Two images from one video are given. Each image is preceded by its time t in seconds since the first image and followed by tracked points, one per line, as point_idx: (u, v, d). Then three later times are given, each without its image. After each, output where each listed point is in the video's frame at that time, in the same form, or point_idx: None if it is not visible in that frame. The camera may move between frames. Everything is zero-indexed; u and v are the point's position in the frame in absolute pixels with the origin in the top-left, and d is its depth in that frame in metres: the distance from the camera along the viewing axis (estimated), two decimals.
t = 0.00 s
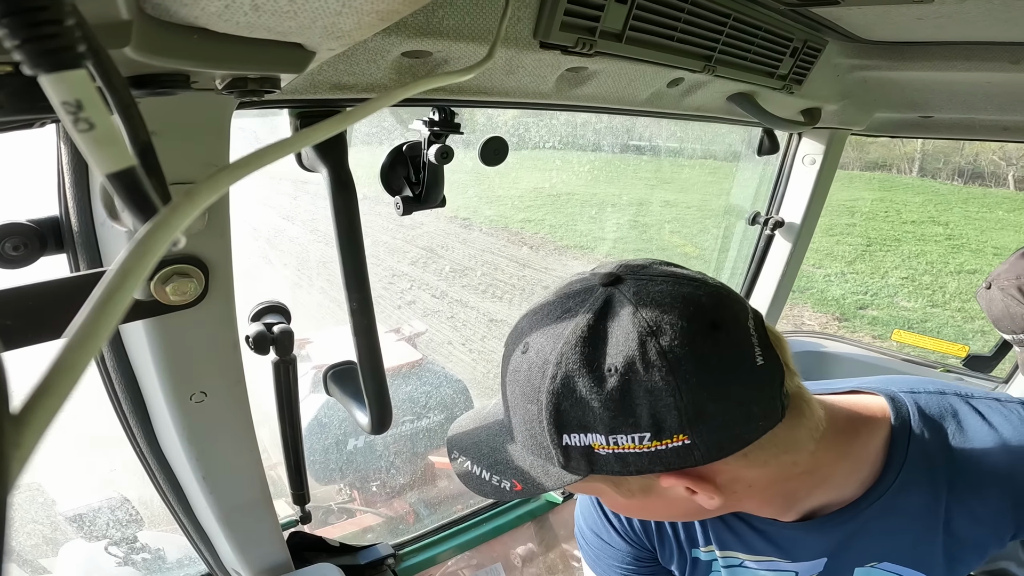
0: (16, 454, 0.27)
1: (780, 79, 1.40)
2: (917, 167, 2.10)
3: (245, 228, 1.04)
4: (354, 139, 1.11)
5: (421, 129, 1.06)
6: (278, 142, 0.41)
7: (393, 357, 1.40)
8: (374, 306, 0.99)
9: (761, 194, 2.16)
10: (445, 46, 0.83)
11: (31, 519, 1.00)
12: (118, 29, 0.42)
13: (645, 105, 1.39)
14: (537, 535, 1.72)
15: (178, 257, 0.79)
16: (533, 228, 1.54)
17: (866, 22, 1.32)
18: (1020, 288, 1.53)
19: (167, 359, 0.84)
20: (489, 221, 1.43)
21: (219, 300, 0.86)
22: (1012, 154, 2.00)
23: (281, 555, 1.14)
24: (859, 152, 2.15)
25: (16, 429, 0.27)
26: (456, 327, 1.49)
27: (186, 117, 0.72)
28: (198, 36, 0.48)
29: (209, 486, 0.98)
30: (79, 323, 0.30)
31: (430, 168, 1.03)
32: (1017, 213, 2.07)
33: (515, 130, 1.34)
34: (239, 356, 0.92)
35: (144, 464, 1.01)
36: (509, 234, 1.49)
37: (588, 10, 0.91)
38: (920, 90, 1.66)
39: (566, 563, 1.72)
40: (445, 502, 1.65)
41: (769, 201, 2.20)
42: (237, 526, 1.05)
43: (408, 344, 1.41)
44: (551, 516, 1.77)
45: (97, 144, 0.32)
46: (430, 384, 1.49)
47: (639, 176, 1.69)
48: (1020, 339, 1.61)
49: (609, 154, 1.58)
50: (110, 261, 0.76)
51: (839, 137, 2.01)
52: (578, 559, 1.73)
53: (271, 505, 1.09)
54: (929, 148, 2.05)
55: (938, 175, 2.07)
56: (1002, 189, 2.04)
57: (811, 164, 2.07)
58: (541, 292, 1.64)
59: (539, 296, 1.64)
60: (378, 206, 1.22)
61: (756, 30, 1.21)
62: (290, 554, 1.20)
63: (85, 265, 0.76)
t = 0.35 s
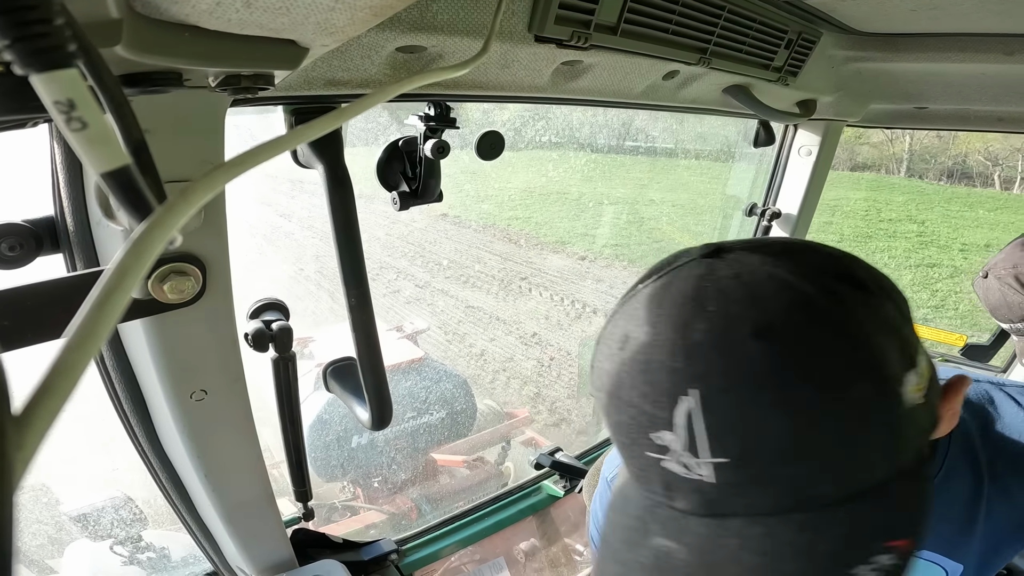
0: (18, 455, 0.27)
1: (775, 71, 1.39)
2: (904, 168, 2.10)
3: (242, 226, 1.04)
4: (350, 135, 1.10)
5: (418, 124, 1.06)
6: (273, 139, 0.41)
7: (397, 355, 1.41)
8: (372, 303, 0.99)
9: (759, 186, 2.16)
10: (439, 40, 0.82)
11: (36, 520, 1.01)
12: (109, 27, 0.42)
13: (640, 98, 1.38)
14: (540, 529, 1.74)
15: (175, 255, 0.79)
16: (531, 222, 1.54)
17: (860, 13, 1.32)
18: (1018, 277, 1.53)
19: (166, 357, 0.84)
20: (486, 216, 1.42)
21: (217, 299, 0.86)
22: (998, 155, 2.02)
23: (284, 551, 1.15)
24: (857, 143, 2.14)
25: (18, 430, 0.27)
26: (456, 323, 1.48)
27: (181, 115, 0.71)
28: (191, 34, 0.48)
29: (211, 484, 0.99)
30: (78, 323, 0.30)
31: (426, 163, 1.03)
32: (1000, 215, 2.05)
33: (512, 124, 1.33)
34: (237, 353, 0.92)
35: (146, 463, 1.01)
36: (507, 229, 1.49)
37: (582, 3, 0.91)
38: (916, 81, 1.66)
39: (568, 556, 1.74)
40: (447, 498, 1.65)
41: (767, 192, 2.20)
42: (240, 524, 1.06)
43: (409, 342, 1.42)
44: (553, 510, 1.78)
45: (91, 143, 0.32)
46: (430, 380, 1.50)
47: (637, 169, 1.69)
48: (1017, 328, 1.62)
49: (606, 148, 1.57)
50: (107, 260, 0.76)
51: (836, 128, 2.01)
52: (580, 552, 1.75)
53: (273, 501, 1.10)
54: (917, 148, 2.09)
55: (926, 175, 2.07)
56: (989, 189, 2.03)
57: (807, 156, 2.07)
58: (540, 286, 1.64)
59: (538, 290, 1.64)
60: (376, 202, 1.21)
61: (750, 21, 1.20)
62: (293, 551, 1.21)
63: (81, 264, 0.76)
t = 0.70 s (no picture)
0: (22, 457, 0.27)
1: (774, 67, 1.39)
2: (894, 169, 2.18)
3: (241, 227, 1.04)
4: (349, 135, 1.10)
5: (417, 123, 1.06)
6: (272, 140, 0.41)
7: (399, 352, 1.41)
8: (373, 302, 0.99)
9: (758, 181, 2.16)
10: (437, 39, 0.82)
11: (41, 522, 1.01)
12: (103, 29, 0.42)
13: (639, 95, 1.38)
14: (542, 527, 1.76)
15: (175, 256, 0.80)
16: (531, 220, 1.54)
17: (859, 9, 1.31)
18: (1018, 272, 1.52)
19: (167, 359, 0.84)
20: (486, 215, 1.42)
21: (218, 300, 0.86)
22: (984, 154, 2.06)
23: (289, 551, 1.15)
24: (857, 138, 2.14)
25: (21, 432, 0.27)
26: (457, 322, 1.49)
27: (179, 117, 0.72)
28: (186, 36, 0.48)
29: (216, 485, 0.99)
30: (80, 325, 0.30)
31: (425, 161, 1.03)
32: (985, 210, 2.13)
33: (510, 123, 1.33)
34: (239, 353, 0.92)
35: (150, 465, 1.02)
36: (507, 227, 1.49)
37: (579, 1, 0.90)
38: (915, 77, 1.66)
39: (571, 554, 1.76)
40: (450, 496, 1.66)
41: (767, 187, 2.20)
42: (245, 524, 1.06)
43: (411, 338, 1.42)
44: (556, 508, 1.81)
45: (90, 145, 0.33)
46: (431, 378, 1.50)
47: (636, 166, 1.68)
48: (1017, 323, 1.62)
49: (605, 145, 1.57)
50: (108, 262, 0.76)
51: (835, 123, 2.01)
52: (583, 550, 1.79)
53: (277, 501, 1.10)
54: (906, 148, 2.13)
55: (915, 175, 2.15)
56: (974, 188, 2.11)
57: (806, 151, 2.07)
58: (541, 284, 1.64)
59: (539, 289, 1.64)
60: (376, 201, 1.21)
61: (747, 18, 1.20)
62: (297, 552, 1.21)
63: (82, 266, 0.77)
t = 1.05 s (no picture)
0: (24, 455, 0.27)
1: (775, 66, 1.39)
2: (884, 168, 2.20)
3: (242, 226, 1.04)
4: (350, 133, 1.10)
5: (417, 121, 1.06)
6: (273, 138, 0.41)
7: (398, 349, 1.41)
8: (373, 300, 0.99)
9: (759, 179, 2.15)
10: (438, 37, 0.82)
11: (43, 521, 1.01)
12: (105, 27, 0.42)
13: (640, 93, 1.38)
14: (543, 525, 1.76)
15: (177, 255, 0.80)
16: (532, 219, 1.54)
17: (861, 7, 1.31)
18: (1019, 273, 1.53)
19: (168, 357, 0.84)
20: (486, 214, 1.42)
21: (219, 298, 0.86)
22: (973, 153, 2.11)
23: (291, 549, 1.16)
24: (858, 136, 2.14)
25: (23, 431, 0.27)
26: (458, 321, 1.49)
27: (180, 115, 0.71)
28: (186, 34, 0.48)
29: (217, 483, 0.99)
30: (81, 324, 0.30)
31: (426, 160, 1.03)
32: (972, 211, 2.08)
33: (511, 121, 1.33)
34: (240, 351, 0.92)
35: (152, 463, 1.02)
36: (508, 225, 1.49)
37: None
38: (916, 75, 1.65)
39: (571, 552, 1.76)
40: (451, 495, 1.66)
41: (767, 185, 2.20)
42: (247, 522, 1.07)
43: (411, 335, 1.42)
44: (556, 506, 1.81)
45: (91, 143, 0.33)
46: (431, 376, 1.50)
47: (637, 165, 1.68)
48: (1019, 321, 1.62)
49: (606, 143, 1.57)
50: (109, 260, 0.76)
51: (837, 121, 2.00)
52: (583, 548, 1.79)
53: (279, 499, 1.11)
54: (897, 148, 2.15)
55: (905, 175, 2.17)
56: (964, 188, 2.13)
57: (807, 149, 2.06)
58: (542, 283, 1.64)
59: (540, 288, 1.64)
60: (376, 200, 1.21)
61: (749, 16, 1.20)
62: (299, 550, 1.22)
63: (83, 265, 0.77)
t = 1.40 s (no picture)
0: (20, 454, 0.27)
1: (777, 70, 1.39)
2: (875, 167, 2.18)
3: (242, 226, 1.04)
4: (351, 134, 1.10)
5: (419, 123, 1.06)
6: (275, 138, 0.41)
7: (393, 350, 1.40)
8: (372, 302, 0.99)
9: (760, 185, 2.16)
10: (440, 39, 0.82)
11: (38, 520, 1.01)
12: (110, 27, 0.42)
13: (641, 97, 1.38)
14: (540, 528, 1.74)
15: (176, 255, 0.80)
16: (532, 222, 1.54)
17: (862, 12, 1.31)
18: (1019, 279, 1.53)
19: (166, 356, 0.84)
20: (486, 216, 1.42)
21: (218, 298, 0.86)
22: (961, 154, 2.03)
23: (286, 550, 1.15)
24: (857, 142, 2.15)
25: (20, 430, 0.27)
26: (456, 323, 1.49)
27: (181, 114, 0.71)
28: (190, 35, 0.48)
29: (213, 483, 0.99)
30: (79, 323, 0.30)
31: (427, 162, 1.03)
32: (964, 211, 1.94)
33: (511, 124, 1.33)
34: (239, 352, 0.92)
35: (147, 462, 1.01)
36: (508, 227, 1.49)
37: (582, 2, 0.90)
38: (916, 80, 1.66)
39: (568, 555, 1.75)
40: (450, 497, 1.66)
41: (767, 190, 2.20)
42: (243, 523, 1.06)
43: (407, 337, 1.42)
44: (554, 509, 1.79)
45: (93, 143, 0.33)
46: (430, 378, 1.50)
47: (637, 168, 1.68)
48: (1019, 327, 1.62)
49: (607, 147, 1.57)
50: (108, 260, 0.76)
51: (837, 127, 2.01)
52: (581, 551, 1.77)
53: (275, 501, 1.10)
54: (889, 148, 2.14)
55: (896, 175, 2.13)
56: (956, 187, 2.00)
57: (807, 155, 2.07)
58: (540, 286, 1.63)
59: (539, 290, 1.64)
60: (377, 201, 1.21)
61: (751, 21, 1.20)
62: (294, 551, 1.21)
63: (82, 264, 0.77)
